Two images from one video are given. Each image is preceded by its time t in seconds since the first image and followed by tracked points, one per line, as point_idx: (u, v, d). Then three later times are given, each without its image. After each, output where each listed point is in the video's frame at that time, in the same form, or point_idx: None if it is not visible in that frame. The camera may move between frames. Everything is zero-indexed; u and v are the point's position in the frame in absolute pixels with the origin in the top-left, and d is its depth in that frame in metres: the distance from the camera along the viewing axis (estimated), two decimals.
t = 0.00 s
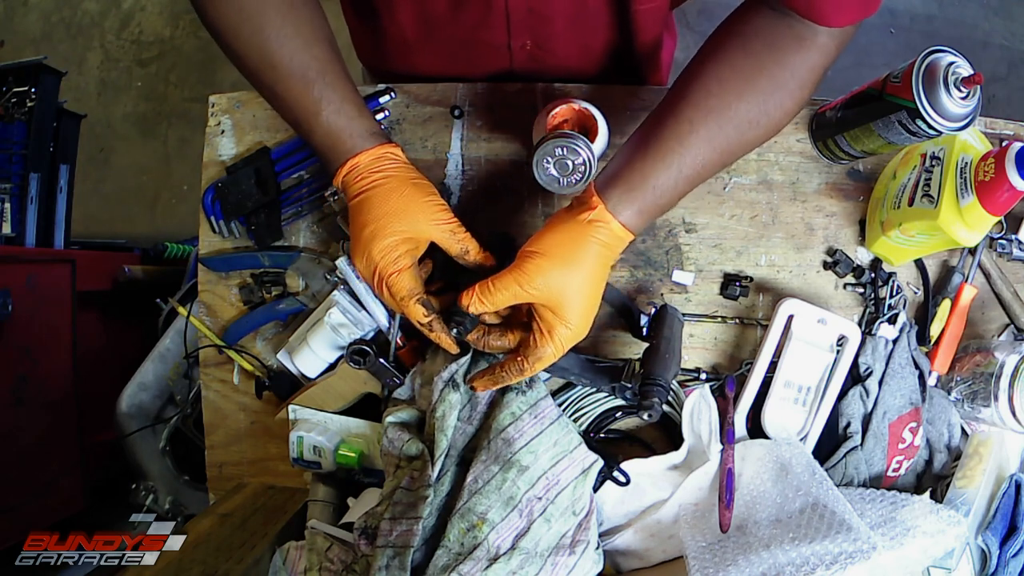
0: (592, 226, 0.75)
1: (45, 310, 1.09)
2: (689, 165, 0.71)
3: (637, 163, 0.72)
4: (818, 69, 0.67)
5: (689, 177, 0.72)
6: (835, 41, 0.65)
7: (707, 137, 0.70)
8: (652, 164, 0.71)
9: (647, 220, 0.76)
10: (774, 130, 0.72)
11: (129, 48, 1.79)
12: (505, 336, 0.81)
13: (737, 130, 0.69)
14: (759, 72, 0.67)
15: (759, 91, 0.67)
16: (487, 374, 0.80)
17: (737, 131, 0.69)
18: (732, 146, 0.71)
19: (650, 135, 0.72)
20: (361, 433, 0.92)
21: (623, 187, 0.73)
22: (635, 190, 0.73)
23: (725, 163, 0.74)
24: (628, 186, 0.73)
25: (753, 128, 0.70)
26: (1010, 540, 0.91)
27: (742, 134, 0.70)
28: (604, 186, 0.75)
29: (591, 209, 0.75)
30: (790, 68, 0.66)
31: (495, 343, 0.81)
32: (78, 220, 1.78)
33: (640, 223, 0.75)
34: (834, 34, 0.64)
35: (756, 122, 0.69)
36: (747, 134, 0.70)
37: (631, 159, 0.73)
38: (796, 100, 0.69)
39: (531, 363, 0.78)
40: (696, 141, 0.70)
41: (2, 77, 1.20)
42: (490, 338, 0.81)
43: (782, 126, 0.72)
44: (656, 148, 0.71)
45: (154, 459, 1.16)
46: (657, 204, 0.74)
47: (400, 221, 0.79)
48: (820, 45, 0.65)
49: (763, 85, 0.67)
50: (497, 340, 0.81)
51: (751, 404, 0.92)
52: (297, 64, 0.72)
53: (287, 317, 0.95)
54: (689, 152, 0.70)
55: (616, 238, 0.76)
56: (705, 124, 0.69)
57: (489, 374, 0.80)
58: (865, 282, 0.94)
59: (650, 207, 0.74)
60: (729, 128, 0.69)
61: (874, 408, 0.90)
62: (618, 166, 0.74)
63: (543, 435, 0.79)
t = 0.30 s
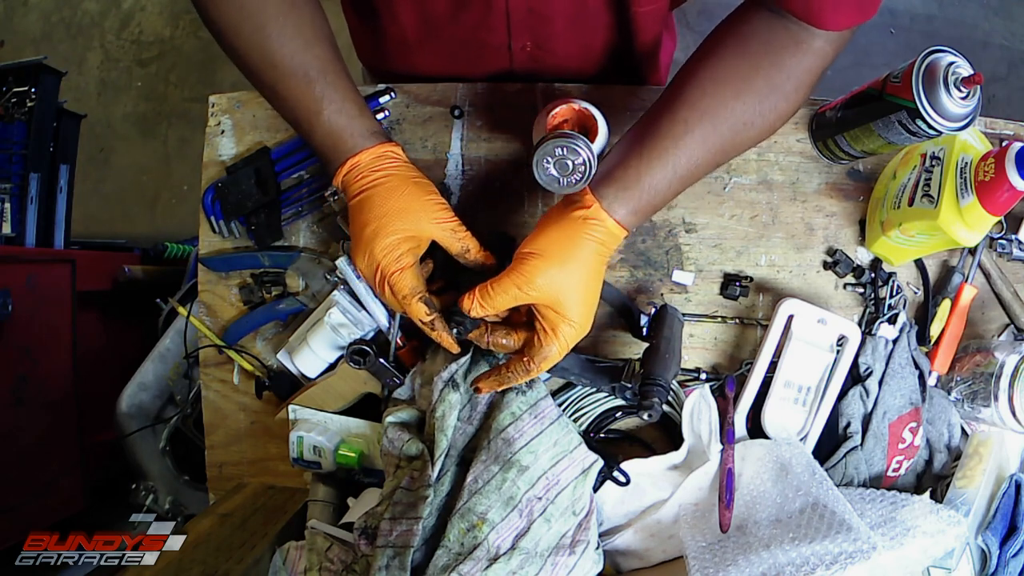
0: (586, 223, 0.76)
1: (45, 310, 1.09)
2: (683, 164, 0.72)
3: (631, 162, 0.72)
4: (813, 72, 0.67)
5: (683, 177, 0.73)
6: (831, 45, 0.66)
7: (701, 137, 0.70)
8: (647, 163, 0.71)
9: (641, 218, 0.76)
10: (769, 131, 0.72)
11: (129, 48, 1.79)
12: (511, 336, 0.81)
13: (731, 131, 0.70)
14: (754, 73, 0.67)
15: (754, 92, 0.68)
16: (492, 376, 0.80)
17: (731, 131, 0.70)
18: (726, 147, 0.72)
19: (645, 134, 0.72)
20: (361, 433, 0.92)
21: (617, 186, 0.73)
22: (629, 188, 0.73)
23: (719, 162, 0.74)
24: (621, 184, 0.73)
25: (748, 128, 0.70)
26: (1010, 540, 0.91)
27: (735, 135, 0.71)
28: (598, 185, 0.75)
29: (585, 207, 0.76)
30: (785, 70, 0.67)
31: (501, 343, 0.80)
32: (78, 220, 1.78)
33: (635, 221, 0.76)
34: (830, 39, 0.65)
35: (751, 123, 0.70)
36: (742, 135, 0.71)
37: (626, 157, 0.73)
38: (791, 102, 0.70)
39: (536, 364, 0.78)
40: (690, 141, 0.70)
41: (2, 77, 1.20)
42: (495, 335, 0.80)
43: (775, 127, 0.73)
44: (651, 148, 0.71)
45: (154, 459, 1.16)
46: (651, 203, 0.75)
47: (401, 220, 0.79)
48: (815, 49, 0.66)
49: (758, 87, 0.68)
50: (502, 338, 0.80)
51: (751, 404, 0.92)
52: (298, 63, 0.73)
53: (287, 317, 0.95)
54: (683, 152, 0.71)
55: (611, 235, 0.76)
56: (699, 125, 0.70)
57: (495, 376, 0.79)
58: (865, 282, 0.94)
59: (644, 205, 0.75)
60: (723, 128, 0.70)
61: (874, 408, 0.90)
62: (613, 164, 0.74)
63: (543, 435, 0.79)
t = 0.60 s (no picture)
0: (587, 225, 0.75)
1: (45, 310, 1.09)
2: (685, 166, 0.72)
3: (633, 163, 0.72)
4: (816, 74, 0.67)
5: (686, 179, 0.73)
6: (833, 49, 0.66)
7: (703, 139, 0.70)
8: (649, 164, 0.71)
9: (643, 220, 0.76)
10: (772, 134, 0.72)
11: (129, 48, 1.79)
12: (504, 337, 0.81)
13: (734, 133, 0.70)
14: (757, 75, 0.67)
15: (756, 94, 0.68)
16: (487, 378, 0.80)
17: (734, 133, 0.70)
18: (729, 149, 0.71)
19: (648, 135, 0.72)
20: (361, 433, 0.92)
21: (619, 187, 0.73)
22: (631, 189, 0.73)
23: (722, 165, 0.74)
24: (623, 185, 0.73)
25: (751, 130, 0.70)
26: (1010, 540, 0.91)
27: (738, 137, 0.70)
28: (599, 186, 0.75)
29: (586, 207, 0.75)
30: (788, 72, 0.67)
31: (495, 345, 0.81)
32: (78, 220, 1.78)
33: (636, 224, 0.76)
34: (833, 42, 0.65)
35: (754, 125, 0.70)
36: (745, 137, 0.71)
37: (628, 158, 0.73)
38: (794, 104, 0.70)
39: (529, 364, 0.78)
40: (692, 142, 0.70)
41: (2, 77, 1.20)
42: (490, 339, 0.81)
43: (779, 129, 0.72)
44: (653, 149, 0.71)
45: (154, 459, 1.16)
46: (653, 204, 0.75)
47: (401, 221, 0.79)
48: (818, 51, 0.66)
49: (761, 88, 0.68)
50: (496, 341, 0.81)
51: (751, 404, 0.92)
52: (299, 65, 0.73)
53: (287, 317, 0.95)
54: (685, 153, 0.71)
55: (612, 239, 0.76)
56: (701, 126, 0.69)
57: (489, 377, 0.80)
58: (865, 282, 0.94)
59: (645, 207, 0.74)
60: (726, 130, 0.70)
61: (874, 408, 0.90)
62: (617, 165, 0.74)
63: (543, 435, 0.79)
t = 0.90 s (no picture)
0: (583, 222, 0.76)
1: (45, 310, 1.09)
2: (683, 166, 0.72)
3: (631, 163, 0.73)
4: (814, 77, 0.68)
5: (683, 179, 0.73)
6: (831, 52, 0.66)
7: (701, 139, 0.70)
8: (647, 163, 0.72)
9: (640, 218, 0.76)
10: (770, 135, 0.73)
11: (129, 48, 1.79)
12: (502, 332, 0.81)
13: (731, 133, 0.70)
14: (756, 75, 0.68)
15: (755, 95, 0.69)
16: (485, 371, 0.80)
17: (732, 134, 0.70)
18: (727, 150, 0.72)
19: (646, 134, 0.73)
20: (361, 433, 0.92)
21: (616, 185, 0.74)
22: (628, 187, 0.73)
23: (719, 165, 0.74)
24: (621, 183, 0.74)
25: (748, 131, 0.71)
26: (1010, 540, 0.91)
27: (735, 138, 0.71)
28: (596, 184, 0.75)
29: (583, 206, 0.76)
30: (787, 74, 0.67)
31: (493, 340, 0.81)
32: (78, 220, 1.77)
33: (632, 221, 0.76)
34: (831, 45, 0.66)
35: (751, 126, 0.70)
36: (742, 138, 0.71)
37: (626, 156, 0.74)
38: (792, 106, 0.70)
39: (529, 361, 0.78)
40: (690, 142, 0.71)
41: (2, 76, 1.20)
42: (488, 333, 0.81)
43: (777, 131, 0.73)
44: (651, 148, 0.72)
45: (154, 459, 1.16)
46: (650, 203, 0.75)
47: (401, 221, 0.79)
48: (817, 54, 0.66)
49: (760, 90, 0.68)
50: (495, 334, 0.82)
51: (751, 404, 0.92)
52: (300, 65, 0.73)
53: (287, 317, 0.95)
54: (683, 153, 0.71)
55: (609, 236, 0.76)
56: (699, 127, 0.70)
57: (486, 371, 0.80)
58: (865, 282, 0.94)
59: (642, 205, 0.75)
60: (724, 130, 0.70)
61: (874, 408, 0.90)
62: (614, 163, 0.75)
63: (543, 435, 0.79)
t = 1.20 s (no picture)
0: (580, 219, 0.76)
1: (45, 310, 1.09)
2: (680, 164, 0.72)
3: (630, 162, 0.73)
4: (810, 79, 0.69)
5: (677, 178, 0.74)
6: (827, 54, 0.67)
7: (699, 139, 0.71)
8: (643, 161, 0.72)
9: (636, 215, 0.77)
10: (767, 135, 0.73)
11: (129, 48, 1.79)
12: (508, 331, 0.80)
13: (729, 133, 0.71)
14: (753, 75, 0.68)
15: (753, 96, 0.69)
16: (492, 369, 0.80)
17: (729, 134, 0.71)
18: (723, 149, 0.73)
19: (644, 133, 0.73)
20: (361, 433, 0.92)
21: (612, 183, 0.74)
22: (626, 184, 0.74)
23: (716, 164, 0.75)
24: (619, 181, 0.74)
25: (746, 132, 0.71)
26: (1010, 540, 0.91)
27: (732, 138, 0.72)
28: (594, 182, 0.75)
29: (581, 202, 0.76)
30: (784, 76, 0.68)
31: (500, 337, 0.80)
32: (78, 220, 1.77)
33: (629, 217, 0.76)
34: (826, 48, 0.67)
35: (748, 126, 0.71)
36: (739, 138, 0.72)
37: (624, 154, 0.74)
38: (789, 108, 0.71)
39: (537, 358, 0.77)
40: (689, 142, 0.71)
41: (2, 77, 1.20)
42: (493, 330, 0.81)
43: (773, 132, 0.73)
44: (649, 148, 0.72)
45: (154, 460, 1.16)
46: (647, 201, 0.75)
47: (401, 221, 0.78)
48: (813, 57, 0.67)
49: (758, 90, 0.69)
50: (501, 332, 0.80)
51: (751, 404, 0.92)
52: (301, 65, 0.73)
53: (287, 317, 0.95)
54: (681, 153, 0.72)
55: (606, 231, 0.76)
56: (697, 126, 0.70)
57: (494, 368, 0.80)
58: (865, 282, 0.94)
59: (639, 203, 0.75)
60: (722, 130, 0.71)
61: (874, 408, 0.90)
62: (609, 161, 0.75)
63: (543, 435, 0.79)
